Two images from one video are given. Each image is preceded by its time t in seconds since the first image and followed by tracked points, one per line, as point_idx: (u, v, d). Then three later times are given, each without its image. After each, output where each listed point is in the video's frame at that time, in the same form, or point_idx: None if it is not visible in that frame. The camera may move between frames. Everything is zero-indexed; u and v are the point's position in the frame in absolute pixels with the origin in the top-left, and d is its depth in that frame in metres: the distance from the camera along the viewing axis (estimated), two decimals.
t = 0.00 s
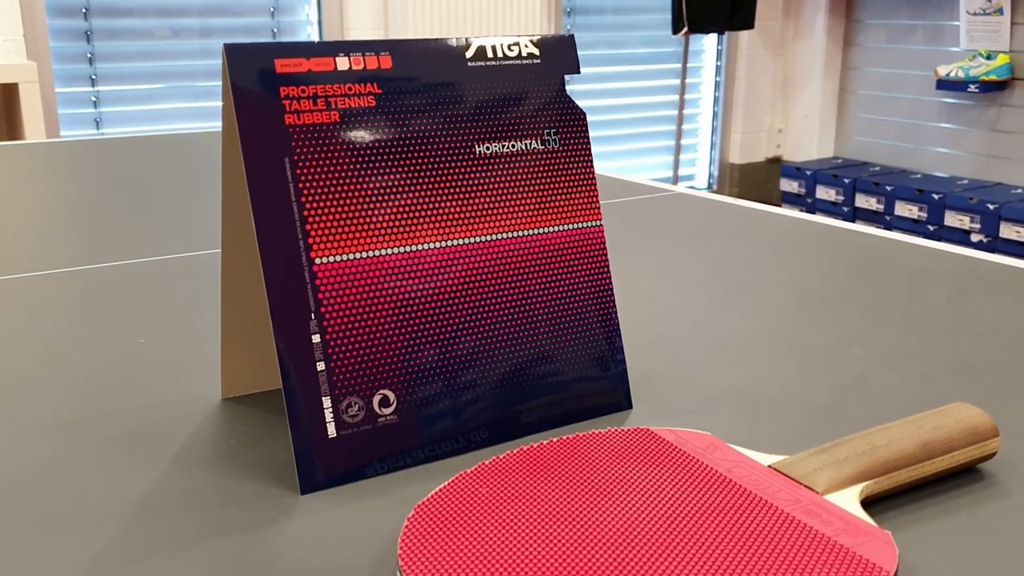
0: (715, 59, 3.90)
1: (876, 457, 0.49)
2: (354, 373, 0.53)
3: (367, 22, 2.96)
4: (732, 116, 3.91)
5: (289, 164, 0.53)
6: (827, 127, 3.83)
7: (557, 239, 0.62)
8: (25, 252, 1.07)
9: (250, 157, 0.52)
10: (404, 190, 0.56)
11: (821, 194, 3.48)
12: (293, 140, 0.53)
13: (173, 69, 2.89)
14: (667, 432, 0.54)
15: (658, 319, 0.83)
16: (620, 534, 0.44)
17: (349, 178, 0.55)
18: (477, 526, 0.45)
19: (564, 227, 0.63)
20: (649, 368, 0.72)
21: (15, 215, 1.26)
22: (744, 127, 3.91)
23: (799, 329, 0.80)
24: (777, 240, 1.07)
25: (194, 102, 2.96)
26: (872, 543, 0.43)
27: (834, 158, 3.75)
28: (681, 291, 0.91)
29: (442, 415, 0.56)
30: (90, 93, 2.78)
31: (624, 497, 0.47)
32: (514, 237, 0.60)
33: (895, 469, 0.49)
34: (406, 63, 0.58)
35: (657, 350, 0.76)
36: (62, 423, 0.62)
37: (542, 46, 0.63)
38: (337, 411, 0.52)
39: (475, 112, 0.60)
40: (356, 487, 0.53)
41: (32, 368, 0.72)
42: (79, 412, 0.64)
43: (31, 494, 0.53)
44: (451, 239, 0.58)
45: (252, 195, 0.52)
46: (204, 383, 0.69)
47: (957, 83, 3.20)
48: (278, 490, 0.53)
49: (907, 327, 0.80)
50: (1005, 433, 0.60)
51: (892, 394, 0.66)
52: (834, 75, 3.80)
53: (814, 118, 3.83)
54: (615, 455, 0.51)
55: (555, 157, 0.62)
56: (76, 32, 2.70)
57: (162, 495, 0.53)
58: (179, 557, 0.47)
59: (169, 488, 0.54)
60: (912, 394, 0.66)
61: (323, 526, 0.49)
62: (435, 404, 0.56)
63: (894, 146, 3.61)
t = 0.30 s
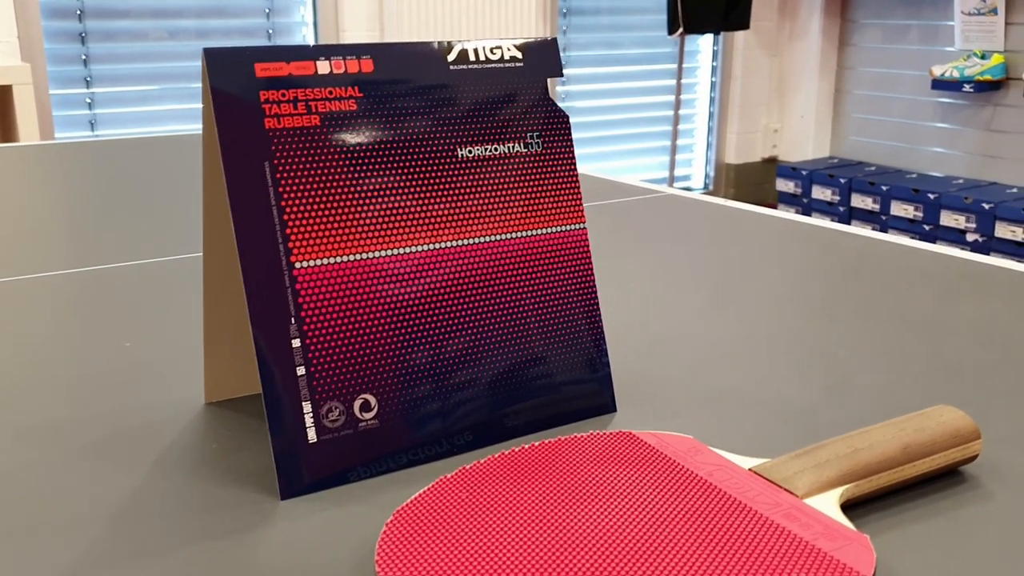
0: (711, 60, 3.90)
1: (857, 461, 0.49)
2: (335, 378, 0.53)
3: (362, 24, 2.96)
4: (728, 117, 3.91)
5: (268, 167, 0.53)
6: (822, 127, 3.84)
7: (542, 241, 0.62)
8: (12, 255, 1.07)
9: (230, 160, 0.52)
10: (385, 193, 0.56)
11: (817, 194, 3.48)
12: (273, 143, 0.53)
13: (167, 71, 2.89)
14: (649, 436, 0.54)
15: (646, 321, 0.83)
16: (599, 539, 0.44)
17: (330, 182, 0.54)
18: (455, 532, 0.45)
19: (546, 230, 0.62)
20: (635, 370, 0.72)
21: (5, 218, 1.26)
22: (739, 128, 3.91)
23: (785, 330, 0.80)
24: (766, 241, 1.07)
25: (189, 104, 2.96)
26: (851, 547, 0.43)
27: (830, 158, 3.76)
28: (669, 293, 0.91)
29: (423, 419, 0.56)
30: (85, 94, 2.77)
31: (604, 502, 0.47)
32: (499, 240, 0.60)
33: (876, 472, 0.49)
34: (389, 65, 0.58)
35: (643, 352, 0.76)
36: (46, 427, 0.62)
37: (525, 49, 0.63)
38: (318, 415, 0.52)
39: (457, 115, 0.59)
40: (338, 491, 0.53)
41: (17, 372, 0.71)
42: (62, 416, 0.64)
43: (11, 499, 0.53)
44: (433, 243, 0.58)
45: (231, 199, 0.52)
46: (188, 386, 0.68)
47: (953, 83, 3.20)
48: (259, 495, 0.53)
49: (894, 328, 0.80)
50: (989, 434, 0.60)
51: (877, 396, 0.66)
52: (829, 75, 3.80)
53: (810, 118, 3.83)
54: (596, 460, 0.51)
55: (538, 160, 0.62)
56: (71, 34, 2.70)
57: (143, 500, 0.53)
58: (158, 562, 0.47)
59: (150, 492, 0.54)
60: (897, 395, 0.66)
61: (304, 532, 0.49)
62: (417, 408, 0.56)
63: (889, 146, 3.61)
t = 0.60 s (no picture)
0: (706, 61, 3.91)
1: (835, 461, 0.49)
2: (314, 380, 0.53)
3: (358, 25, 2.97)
4: (724, 117, 3.91)
5: (247, 169, 0.53)
6: (818, 127, 3.84)
7: (524, 242, 0.62)
8: None
9: (208, 162, 0.52)
10: (365, 194, 0.56)
11: (812, 194, 3.48)
12: (252, 146, 0.53)
13: (162, 72, 2.89)
14: (629, 436, 0.54)
15: (632, 322, 0.83)
16: (575, 541, 0.44)
17: (308, 183, 0.54)
18: (431, 535, 0.45)
19: (528, 231, 0.62)
20: (620, 371, 0.72)
21: None
22: (735, 128, 3.91)
23: (771, 330, 0.80)
24: (754, 242, 1.07)
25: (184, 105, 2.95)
26: (827, 547, 0.43)
27: (825, 158, 3.76)
28: (656, 294, 0.91)
29: (405, 421, 0.56)
30: (80, 96, 2.77)
31: (581, 503, 0.47)
32: (481, 241, 0.60)
33: (854, 472, 0.49)
34: (369, 66, 0.58)
35: (628, 352, 0.76)
36: (27, 430, 0.62)
37: (506, 51, 0.63)
38: (297, 418, 0.52)
39: (437, 116, 0.60)
40: (316, 493, 0.53)
41: None
42: (43, 419, 0.64)
43: None
44: (414, 244, 0.58)
45: (210, 200, 0.52)
46: (170, 389, 0.68)
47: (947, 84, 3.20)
48: (238, 497, 0.53)
49: (878, 328, 0.80)
50: (970, 433, 0.60)
51: (860, 396, 0.66)
52: (824, 76, 3.81)
53: (805, 118, 3.83)
54: (576, 461, 0.51)
55: (519, 161, 0.62)
56: (66, 36, 2.69)
57: (122, 502, 0.53)
58: (134, 565, 0.47)
59: (129, 495, 0.53)
60: (880, 396, 0.66)
61: (282, 534, 0.49)
62: (397, 410, 0.56)
63: (884, 146, 3.61)
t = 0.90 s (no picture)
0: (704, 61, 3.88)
1: (819, 460, 0.49)
2: (299, 380, 0.53)
3: (354, 25, 2.97)
4: (721, 117, 3.92)
5: (231, 169, 0.53)
6: (814, 126, 3.84)
7: (511, 241, 0.62)
8: None
9: (192, 162, 0.52)
10: (350, 194, 0.56)
11: (809, 194, 3.48)
12: (236, 146, 0.53)
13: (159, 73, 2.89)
14: (614, 436, 0.54)
15: (622, 321, 0.83)
16: (558, 540, 0.44)
17: (292, 183, 0.54)
18: (414, 534, 0.45)
19: (514, 230, 0.62)
20: (608, 371, 0.72)
21: None
22: (732, 128, 3.91)
23: (761, 330, 0.80)
24: (746, 241, 1.07)
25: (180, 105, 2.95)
26: (809, 546, 0.43)
27: (823, 158, 3.76)
28: (647, 294, 0.91)
29: (390, 420, 0.56)
30: (76, 97, 2.77)
31: (566, 502, 0.47)
32: (466, 240, 0.60)
33: (838, 471, 0.49)
34: (354, 66, 0.57)
35: (617, 352, 0.76)
36: (14, 431, 0.62)
37: (492, 50, 0.63)
38: (281, 418, 0.52)
39: (423, 116, 0.60)
40: (302, 493, 0.53)
41: None
42: (30, 420, 0.64)
43: None
44: (399, 244, 0.58)
45: (194, 200, 0.52)
46: (158, 389, 0.68)
47: (944, 83, 3.19)
48: (224, 498, 0.53)
49: (867, 328, 0.80)
50: (957, 433, 0.60)
51: (847, 394, 0.66)
52: (821, 76, 3.81)
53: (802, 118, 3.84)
54: (561, 460, 0.51)
55: (505, 161, 0.62)
56: (62, 37, 2.69)
57: (108, 502, 0.53)
58: (118, 565, 0.47)
59: (115, 495, 0.53)
60: (867, 395, 0.66)
61: (265, 535, 0.49)
62: (383, 410, 0.56)
63: (881, 146, 3.62)
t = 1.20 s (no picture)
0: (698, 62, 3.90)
1: (799, 461, 0.49)
2: (280, 382, 0.53)
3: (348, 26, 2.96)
4: (715, 118, 3.92)
5: (211, 171, 0.53)
6: (809, 126, 3.84)
7: (494, 242, 0.62)
8: None
9: (171, 165, 0.52)
10: (331, 195, 0.56)
11: (804, 194, 3.48)
12: (216, 148, 0.53)
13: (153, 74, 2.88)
14: (596, 437, 0.54)
15: (609, 322, 0.83)
16: (537, 542, 0.44)
17: (274, 185, 0.54)
18: (392, 537, 0.45)
19: (497, 231, 0.62)
20: (593, 372, 0.72)
21: None
22: (727, 129, 3.92)
23: (748, 331, 0.80)
24: (735, 242, 1.07)
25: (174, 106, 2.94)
26: (787, 547, 0.43)
27: (817, 158, 3.77)
28: (635, 295, 0.91)
29: (372, 423, 0.56)
30: (69, 98, 2.76)
31: (546, 505, 0.47)
32: (449, 242, 0.60)
33: (819, 472, 0.49)
34: (335, 67, 0.57)
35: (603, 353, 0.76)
36: None
37: (475, 52, 0.63)
38: (262, 420, 0.52)
39: (405, 117, 0.60)
40: (283, 495, 0.53)
41: None
42: (13, 422, 0.63)
43: None
44: (381, 246, 0.58)
45: (173, 201, 0.52)
46: (142, 391, 0.68)
47: (938, 83, 3.19)
48: (205, 500, 0.53)
49: (854, 328, 0.80)
50: (941, 433, 0.60)
51: (831, 395, 0.66)
52: (816, 76, 3.81)
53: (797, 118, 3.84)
54: (542, 462, 0.51)
55: (488, 162, 0.62)
56: (55, 38, 2.69)
57: (89, 505, 0.53)
58: (96, 568, 0.47)
59: (96, 497, 0.53)
60: (852, 396, 0.66)
61: (246, 538, 0.49)
62: (365, 412, 0.56)
63: (876, 146, 3.62)
